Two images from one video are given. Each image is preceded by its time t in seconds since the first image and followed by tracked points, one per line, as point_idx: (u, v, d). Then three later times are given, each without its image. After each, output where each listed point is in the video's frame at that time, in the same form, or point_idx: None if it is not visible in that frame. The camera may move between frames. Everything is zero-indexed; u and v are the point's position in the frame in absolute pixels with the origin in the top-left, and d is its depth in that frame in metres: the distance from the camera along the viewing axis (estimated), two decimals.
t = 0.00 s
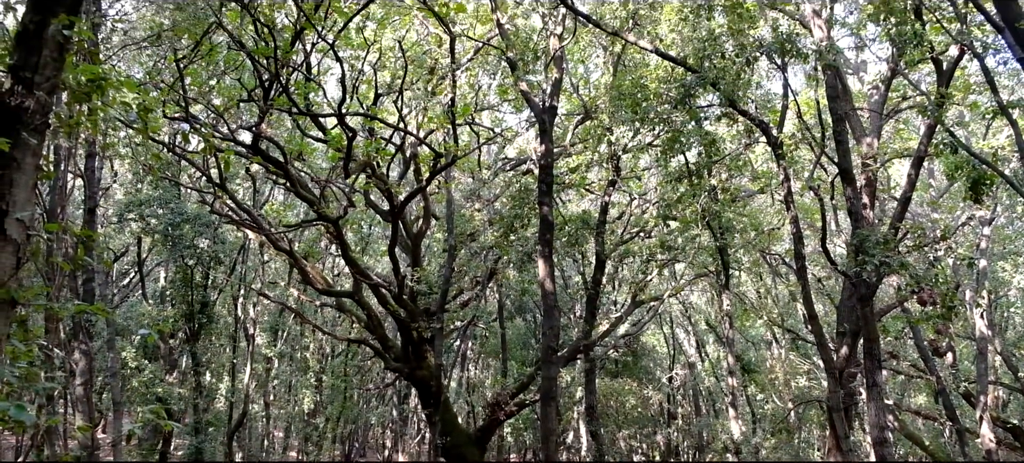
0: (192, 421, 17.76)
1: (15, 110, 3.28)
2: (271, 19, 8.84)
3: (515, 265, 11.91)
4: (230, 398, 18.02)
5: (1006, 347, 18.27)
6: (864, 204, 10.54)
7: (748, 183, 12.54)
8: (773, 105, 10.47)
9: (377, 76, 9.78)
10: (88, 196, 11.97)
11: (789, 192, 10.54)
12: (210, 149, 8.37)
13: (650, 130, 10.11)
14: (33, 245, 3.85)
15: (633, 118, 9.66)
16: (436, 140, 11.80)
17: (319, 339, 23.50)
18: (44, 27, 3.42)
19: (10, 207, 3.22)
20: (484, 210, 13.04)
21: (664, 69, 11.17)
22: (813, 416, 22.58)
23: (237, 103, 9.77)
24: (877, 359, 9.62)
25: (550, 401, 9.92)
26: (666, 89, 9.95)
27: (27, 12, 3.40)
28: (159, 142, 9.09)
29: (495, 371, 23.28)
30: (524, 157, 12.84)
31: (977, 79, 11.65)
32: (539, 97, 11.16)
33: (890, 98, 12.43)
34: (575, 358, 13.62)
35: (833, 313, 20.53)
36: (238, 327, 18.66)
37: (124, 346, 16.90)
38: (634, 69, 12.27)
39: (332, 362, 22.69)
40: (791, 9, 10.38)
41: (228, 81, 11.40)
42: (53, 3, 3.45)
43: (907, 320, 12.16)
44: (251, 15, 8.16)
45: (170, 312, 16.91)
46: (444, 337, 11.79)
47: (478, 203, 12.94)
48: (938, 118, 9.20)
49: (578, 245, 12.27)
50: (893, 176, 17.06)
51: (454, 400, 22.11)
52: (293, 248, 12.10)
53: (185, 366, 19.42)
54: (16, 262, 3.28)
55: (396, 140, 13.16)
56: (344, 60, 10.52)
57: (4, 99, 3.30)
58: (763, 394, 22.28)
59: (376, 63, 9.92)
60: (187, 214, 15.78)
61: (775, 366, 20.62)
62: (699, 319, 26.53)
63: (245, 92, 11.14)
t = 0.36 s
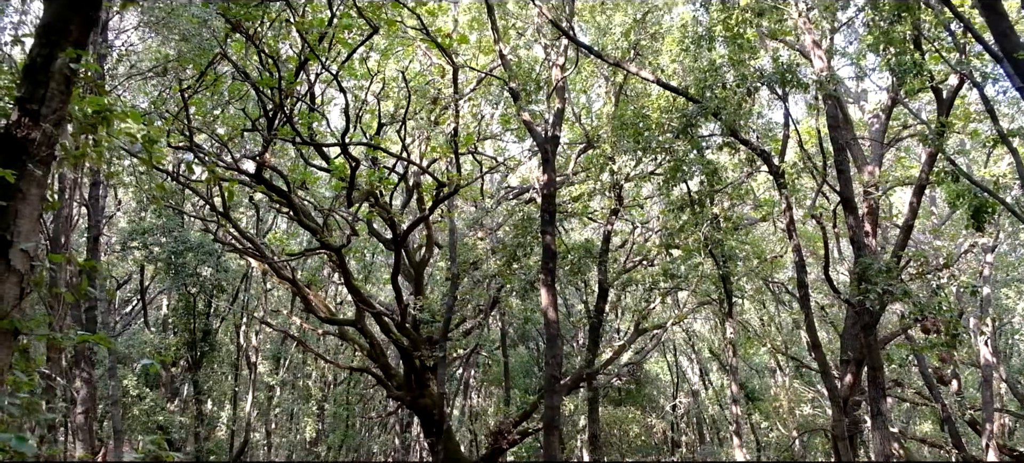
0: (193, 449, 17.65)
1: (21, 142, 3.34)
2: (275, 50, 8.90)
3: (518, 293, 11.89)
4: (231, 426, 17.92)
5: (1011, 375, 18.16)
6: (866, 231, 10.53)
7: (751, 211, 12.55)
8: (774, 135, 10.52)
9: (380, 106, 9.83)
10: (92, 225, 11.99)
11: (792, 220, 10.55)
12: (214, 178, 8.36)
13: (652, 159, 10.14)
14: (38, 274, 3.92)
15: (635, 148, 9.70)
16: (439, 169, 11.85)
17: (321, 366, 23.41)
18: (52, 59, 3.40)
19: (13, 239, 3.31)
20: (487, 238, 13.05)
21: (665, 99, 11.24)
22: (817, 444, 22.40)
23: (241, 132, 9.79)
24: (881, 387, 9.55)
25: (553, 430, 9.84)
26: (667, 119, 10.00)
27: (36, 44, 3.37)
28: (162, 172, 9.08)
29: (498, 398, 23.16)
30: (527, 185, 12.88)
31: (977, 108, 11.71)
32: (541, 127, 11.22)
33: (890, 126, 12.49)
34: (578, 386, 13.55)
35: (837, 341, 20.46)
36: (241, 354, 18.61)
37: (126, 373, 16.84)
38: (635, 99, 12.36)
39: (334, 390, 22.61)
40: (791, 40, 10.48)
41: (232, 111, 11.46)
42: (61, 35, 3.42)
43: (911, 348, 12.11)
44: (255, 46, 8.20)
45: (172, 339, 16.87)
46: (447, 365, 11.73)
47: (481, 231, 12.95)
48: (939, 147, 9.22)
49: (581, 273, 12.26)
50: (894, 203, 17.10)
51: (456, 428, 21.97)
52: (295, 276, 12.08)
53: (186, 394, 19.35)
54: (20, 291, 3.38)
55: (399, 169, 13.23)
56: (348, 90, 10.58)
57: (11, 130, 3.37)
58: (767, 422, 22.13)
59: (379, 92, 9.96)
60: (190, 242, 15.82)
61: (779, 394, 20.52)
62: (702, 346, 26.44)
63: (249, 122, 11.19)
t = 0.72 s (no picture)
0: None
1: (28, 176, 3.28)
2: (280, 82, 8.96)
3: (521, 323, 11.89)
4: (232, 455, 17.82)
5: (1017, 403, 18.06)
6: (869, 261, 10.54)
7: (753, 241, 12.58)
8: (776, 165, 10.60)
9: (385, 136, 9.90)
10: (96, 255, 12.01)
11: (794, 250, 10.56)
12: (218, 209, 8.37)
13: (655, 189, 10.18)
14: (41, 304, 3.87)
15: (638, 178, 9.73)
16: (443, 199, 11.92)
17: (323, 395, 23.35)
18: (60, 92, 3.36)
19: (18, 271, 3.27)
20: (490, 267, 13.08)
21: (668, 130, 11.34)
22: None
23: (246, 163, 9.82)
24: (886, 417, 9.48)
25: (556, 461, 9.78)
26: (670, 149, 10.07)
27: (45, 77, 3.33)
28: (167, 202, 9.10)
29: (501, 427, 23.05)
30: (530, 215, 12.92)
31: (978, 138, 11.78)
32: (545, 157, 11.29)
33: (892, 156, 12.57)
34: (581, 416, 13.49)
35: (842, 370, 20.39)
36: (243, 383, 18.56)
37: (127, 402, 16.79)
38: (638, 129, 12.46)
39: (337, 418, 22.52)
40: (792, 72, 10.60)
41: (237, 142, 11.53)
42: (70, 68, 3.39)
43: (916, 377, 12.05)
44: (261, 78, 8.24)
45: (174, 368, 16.82)
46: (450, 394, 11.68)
47: (484, 260, 12.98)
48: (941, 177, 9.25)
49: (584, 303, 12.26)
50: (897, 232, 17.15)
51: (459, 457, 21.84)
52: (298, 306, 12.07)
53: (188, 422, 19.28)
54: (24, 323, 3.34)
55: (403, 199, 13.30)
56: (352, 121, 10.66)
57: (18, 164, 3.30)
58: (772, 451, 21.98)
59: (382, 123, 10.02)
60: (194, 271, 15.88)
61: (784, 422, 20.39)
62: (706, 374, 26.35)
63: (253, 153, 11.25)
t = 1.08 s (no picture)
0: None
1: (35, 208, 3.23)
2: (286, 114, 9.00)
3: (524, 353, 11.85)
4: None
5: None
6: (873, 292, 10.51)
7: (757, 271, 12.58)
8: (779, 196, 10.63)
9: (389, 168, 9.93)
10: (100, 285, 12.02)
11: (799, 280, 10.57)
12: (222, 240, 8.35)
13: (659, 220, 10.19)
14: (46, 333, 3.78)
15: (642, 210, 9.76)
16: (447, 230, 11.95)
17: (326, 425, 23.22)
18: (68, 127, 3.36)
19: (23, 303, 3.18)
20: (494, 298, 13.07)
21: (671, 161, 11.40)
22: None
23: (250, 194, 9.84)
24: (892, 448, 9.40)
25: None
26: (673, 181, 10.10)
27: (53, 113, 3.32)
28: (171, 233, 9.09)
29: (504, 458, 22.87)
30: (534, 245, 12.95)
31: (980, 169, 11.82)
32: (549, 188, 11.34)
33: (895, 187, 12.61)
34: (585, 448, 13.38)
35: (848, 400, 20.27)
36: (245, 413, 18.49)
37: (129, 433, 16.69)
38: (641, 160, 12.52)
39: (340, 449, 22.39)
40: (794, 104, 10.68)
41: (242, 173, 11.59)
42: (78, 104, 3.38)
43: (923, 409, 11.97)
44: (266, 111, 8.27)
45: (177, 398, 16.72)
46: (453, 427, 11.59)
47: (488, 291, 12.96)
48: (944, 208, 9.25)
49: (588, 334, 12.23)
50: (901, 262, 17.15)
51: None
52: (301, 336, 12.04)
53: (190, 453, 19.17)
54: (28, 356, 3.25)
55: (407, 230, 13.34)
56: (356, 153, 10.73)
57: (25, 197, 3.26)
58: None
59: (387, 155, 10.07)
60: (198, 302, 15.94)
61: (790, 454, 20.22)
62: (711, 405, 26.20)
63: (258, 184, 11.29)
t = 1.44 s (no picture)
0: None
1: (41, 243, 3.19)
2: (291, 147, 9.03)
3: (528, 385, 11.76)
4: None
5: None
6: (878, 323, 10.46)
7: (762, 302, 12.56)
8: (783, 228, 10.64)
9: (393, 200, 9.95)
10: (103, 317, 12.02)
11: (803, 312, 10.54)
12: (226, 272, 8.34)
13: (662, 252, 10.19)
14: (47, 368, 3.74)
15: (645, 241, 9.76)
16: (450, 262, 11.95)
17: (328, 458, 23.04)
18: (76, 161, 3.33)
19: (27, 337, 3.14)
20: (497, 330, 13.03)
21: (674, 193, 11.44)
22: None
23: (255, 226, 9.85)
24: None
25: None
26: (676, 212, 10.13)
27: (61, 147, 3.32)
28: (175, 265, 9.09)
29: None
30: (537, 277, 12.94)
31: (984, 200, 11.84)
32: (552, 219, 11.37)
33: (899, 218, 12.62)
34: None
35: (855, 433, 20.10)
36: (247, 446, 18.38)
37: None
38: (644, 192, 12.56)
39: None
40: (796, 137, 10.74)
41: (246, 206, 11.62)
42: (85, 139, 3.38)
43: (931, 441, 11.85)
44: (271, 143, 8.30)
45: (179, 431, 16.41)
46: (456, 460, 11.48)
47: (492, 322, 12.91)
48: (948, 239, 9.23)
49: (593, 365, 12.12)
50: (907, 293, 17.11)
51: None
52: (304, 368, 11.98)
53: None
54: (30, 390, 3.18)
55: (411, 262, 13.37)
56: (361, 185, 10.80)
57: (30, 231, 3.22)
58: None
59: (391, 187, 10.10)
60: (202, 334, 16.00)
61: None
62: (717, 437, 25.99)
63: (262, 216, 11.32)
